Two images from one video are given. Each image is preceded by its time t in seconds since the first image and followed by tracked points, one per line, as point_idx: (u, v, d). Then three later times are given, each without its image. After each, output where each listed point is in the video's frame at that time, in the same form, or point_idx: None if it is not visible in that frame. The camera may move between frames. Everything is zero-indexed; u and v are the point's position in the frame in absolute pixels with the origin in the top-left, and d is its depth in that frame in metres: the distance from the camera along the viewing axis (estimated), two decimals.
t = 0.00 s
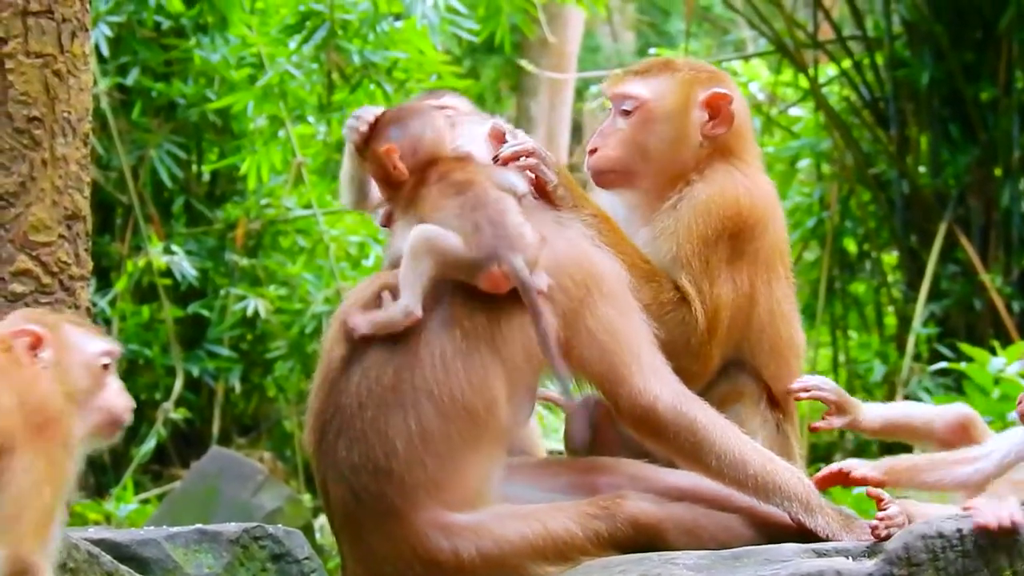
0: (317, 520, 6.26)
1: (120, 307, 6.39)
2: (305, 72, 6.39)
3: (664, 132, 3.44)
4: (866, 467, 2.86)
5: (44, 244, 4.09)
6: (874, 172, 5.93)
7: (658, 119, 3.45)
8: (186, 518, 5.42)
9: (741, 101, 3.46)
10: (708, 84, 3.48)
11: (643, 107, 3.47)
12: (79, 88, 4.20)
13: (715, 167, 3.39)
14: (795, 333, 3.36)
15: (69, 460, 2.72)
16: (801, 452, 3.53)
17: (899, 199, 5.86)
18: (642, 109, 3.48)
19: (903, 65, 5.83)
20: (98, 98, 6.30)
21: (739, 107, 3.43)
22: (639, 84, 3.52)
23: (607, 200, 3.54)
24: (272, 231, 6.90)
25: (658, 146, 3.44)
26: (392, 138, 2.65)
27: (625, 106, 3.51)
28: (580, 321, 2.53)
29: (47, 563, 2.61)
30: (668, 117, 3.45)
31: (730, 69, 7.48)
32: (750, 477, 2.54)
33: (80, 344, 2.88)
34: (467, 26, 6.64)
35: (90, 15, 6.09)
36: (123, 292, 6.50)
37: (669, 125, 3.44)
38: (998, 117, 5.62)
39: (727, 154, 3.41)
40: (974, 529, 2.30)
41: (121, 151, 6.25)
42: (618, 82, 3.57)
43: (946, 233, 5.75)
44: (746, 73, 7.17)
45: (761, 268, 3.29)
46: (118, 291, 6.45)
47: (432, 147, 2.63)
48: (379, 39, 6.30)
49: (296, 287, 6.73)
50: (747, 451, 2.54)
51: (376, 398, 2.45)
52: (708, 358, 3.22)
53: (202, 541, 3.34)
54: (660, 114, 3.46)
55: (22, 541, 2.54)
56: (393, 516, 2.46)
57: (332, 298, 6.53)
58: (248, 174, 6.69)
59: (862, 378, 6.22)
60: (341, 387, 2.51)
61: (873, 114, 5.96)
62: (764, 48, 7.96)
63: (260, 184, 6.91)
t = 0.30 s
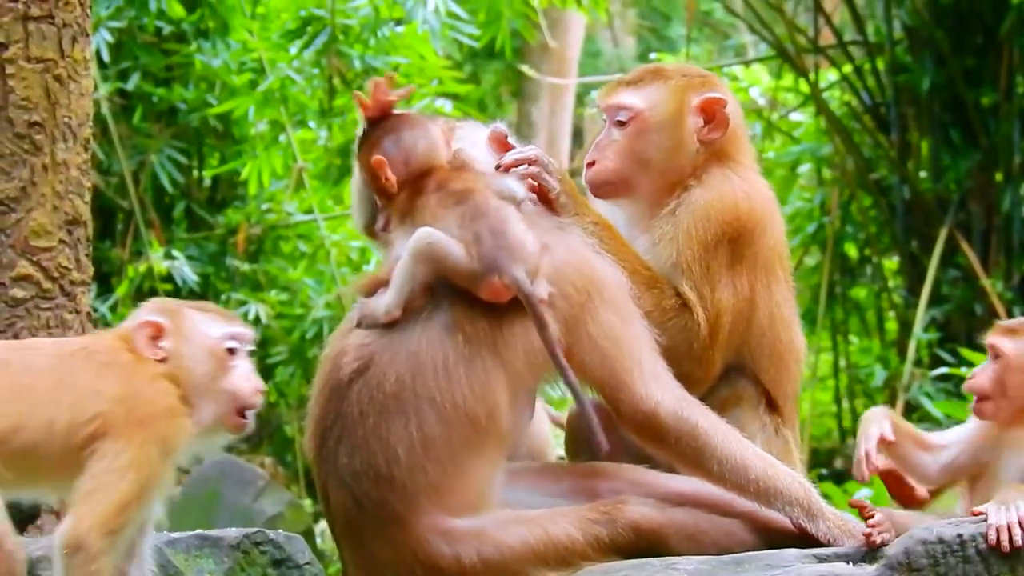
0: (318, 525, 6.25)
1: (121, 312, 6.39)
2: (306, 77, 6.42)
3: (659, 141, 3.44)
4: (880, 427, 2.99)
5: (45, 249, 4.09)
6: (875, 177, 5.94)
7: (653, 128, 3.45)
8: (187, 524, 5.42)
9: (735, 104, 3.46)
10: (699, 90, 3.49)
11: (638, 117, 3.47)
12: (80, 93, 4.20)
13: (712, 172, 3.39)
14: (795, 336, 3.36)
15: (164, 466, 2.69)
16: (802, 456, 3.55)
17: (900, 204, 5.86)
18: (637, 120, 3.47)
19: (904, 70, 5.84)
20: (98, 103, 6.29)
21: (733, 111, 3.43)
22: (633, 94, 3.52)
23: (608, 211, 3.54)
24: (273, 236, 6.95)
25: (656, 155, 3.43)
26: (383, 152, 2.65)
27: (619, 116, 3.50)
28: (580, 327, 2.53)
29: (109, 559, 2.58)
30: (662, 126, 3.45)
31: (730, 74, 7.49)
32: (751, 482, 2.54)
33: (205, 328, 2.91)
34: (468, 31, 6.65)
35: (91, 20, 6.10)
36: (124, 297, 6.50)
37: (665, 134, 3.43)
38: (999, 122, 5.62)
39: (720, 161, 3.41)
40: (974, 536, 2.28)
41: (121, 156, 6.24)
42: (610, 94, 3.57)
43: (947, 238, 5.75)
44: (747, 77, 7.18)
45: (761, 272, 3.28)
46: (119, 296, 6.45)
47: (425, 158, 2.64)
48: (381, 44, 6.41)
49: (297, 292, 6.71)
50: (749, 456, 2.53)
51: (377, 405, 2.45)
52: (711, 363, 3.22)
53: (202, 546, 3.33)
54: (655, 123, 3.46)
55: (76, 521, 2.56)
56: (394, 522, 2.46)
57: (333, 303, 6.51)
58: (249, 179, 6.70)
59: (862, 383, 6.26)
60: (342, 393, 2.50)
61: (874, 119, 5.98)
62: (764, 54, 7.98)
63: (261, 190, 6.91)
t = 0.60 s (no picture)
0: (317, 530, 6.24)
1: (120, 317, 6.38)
2: (305, 82, 6.46)
3: (653, 147, 3.43)
4: (851, 514, 2.62)
5: (44, 254, 4.08)
6: (874, 183, 5.95)
7: (647, 134, 3.45)
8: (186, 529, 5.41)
9: (728, 109, 3.46)
10: (692, 96, 3.47)
11: (631, 124, 3.46)
12: (79, 98, 4.19)
13: (706, 178, 3.38)
14: (794, 338, 3.38)
15: (235, 452, 3.10)
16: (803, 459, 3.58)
17: (899, 210, 5.86)
18: (630, 126, 3.47)
19: (903, 76, 5.84)
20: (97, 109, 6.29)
21: (726, 115, 3.43)
22: (626, 100, 3.50)
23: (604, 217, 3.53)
24: (273, 242, 6.88)
25: (651, 161, 3.43)
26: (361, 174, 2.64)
27: (613, 123, 3.49)
28: (579, 332, 2.52)
29: (169, 525, 2.99)
30: (657, 132, 3.44)
31: (730, 80, 7.50)
32: (752, 486, 2.65)
33: (288, 325, 3.30)
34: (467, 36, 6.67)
35: (91, 26, 6.11)
36: (123, 303, 6.50)
37: (660, 140, 3.43)
38: (998, 128, 5.63)
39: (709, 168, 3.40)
40: (974, 540, 2.27)
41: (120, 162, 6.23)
42: (604, 99, 3.55)
43: (946, 244, 5.75)
44: (746, 83, 7.19)
45: (760, 275, 3.28)
46: (117, 302, 6.45)
47: (399, 178, 2.60)
48: (379, 50, 6.40)
49: (296, 298, 6.70)
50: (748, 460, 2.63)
51: (379, 411, 2.44)
52: (728, 369, 3.22)
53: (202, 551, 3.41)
54: (649, 130, 3.45)
55: (134, 485, 3.01)
56: (395, 527, 2.46)
57: (332, 308, 6.51)
58: (248, 184, 6.70)
59: (861, 389, 6.28)
60: (343, 400, 2.49)
61: (873, 124, 5.96)
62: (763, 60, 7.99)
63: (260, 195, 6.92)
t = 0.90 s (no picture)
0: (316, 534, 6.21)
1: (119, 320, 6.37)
2: (303, 86, 6.43)
3: (636, 154, 3.42)
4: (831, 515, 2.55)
5: (43, 258, 4.08)
6: (873, 187, 5.95)
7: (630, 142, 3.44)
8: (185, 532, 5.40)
9: (709, 112, 3.44)
10: (674, 101, 3.47)
11: (614, 131, 3.46)
12: (78, 102, 4.18)
13: (691, 184, 3.35)
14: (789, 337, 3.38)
15: (283, 451, 2.99)
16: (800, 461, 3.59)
17: (898, 214, 5.85)
18: (612, 133, 3.46)
19: (902, 80, 5.84)
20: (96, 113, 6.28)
21: (708, 120, 3.41)
22: (608, 107, 3.50)
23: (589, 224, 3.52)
24: (271, 245, 6.88)
25: (635, 168, 3.42)
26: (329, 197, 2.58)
27: (596, 130, 3.49)
28: (568, 332, 2.50)
29: (213, 532, 2.90)
30: (639, 139, 3.43)
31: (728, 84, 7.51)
32: (749, 487, 2.62)
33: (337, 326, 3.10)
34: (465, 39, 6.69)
35: (90, 29, 6.12)
36: (122, 307, 6.49)
37: (642, 147, 3.42)
38: (997, 132, 5.64)
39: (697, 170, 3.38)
40: (972, 544, 2.25)
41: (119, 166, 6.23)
42: (586, 107, 3.55)
43: (945, 248, 5.76)
44: (744, 87, 7.20)
45: (756, 275, 3.25)
46: (116, 305, 6.44)
47: (361, 200, 2.52)
48: (378, 54, 6.43)
49: (294, 302, 6.69)
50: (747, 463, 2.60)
51: (375, 416, 2.45)
52: (740, 373, 3.21)
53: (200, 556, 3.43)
54: (631, 137, 3.44)
55: (183, 494, 2.93)
56: (393, 531, 2.45)
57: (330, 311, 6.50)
58: (247, 188, 6.70)
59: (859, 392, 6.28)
60: (340, 407, 2.50)
61: (872, 128, 5.99)
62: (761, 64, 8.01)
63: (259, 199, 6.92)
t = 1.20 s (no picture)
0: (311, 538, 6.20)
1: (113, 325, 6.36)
2: (298, 90, 6.51)
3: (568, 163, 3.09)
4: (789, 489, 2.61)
5: (37, 262, 4.21)
6: (868, 192, 5.97)
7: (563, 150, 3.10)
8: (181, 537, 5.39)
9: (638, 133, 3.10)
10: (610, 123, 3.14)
11: (552, 135, 3.13)
12: (73, 106, 4.31)
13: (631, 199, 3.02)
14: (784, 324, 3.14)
15: (281, 451, 3.20)
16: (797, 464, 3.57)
17: (893, 218, 5.86)
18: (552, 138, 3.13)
19: (896, 84, 5.85)
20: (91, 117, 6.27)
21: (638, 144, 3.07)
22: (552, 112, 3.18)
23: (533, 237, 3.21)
24: (266, 250, 6.88)
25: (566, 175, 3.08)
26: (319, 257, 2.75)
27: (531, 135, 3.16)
28: (564, 332, 2.48)
29: (208, 533, 3.12)
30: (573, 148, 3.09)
31: (723, 89, 7.53)
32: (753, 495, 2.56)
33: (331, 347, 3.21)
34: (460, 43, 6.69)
35: (85, 33, 6.13)
36: (117, 311, 6.47)
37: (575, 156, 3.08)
38: (993, 136, 5.64)
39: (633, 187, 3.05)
40: (967, 548, 2.25)
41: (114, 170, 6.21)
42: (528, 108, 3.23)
43: (939, 252, 5.77)
44: (739, 91, 7.22)
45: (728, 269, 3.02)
46: (110, 310, 6.42)
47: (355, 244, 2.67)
48: (373, 58, 6.44)
49: (288, 306, 6.68)
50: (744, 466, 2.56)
51: (370, 421, 2.43)
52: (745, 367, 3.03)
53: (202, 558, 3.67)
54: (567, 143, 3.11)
55: (181, 494, 3.13)
56: (392, 535, 2.45)
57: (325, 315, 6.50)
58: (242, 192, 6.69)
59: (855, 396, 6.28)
60: (335, 413, 2.49)
61: (866, 132, 6.01)
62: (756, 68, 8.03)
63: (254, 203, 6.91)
